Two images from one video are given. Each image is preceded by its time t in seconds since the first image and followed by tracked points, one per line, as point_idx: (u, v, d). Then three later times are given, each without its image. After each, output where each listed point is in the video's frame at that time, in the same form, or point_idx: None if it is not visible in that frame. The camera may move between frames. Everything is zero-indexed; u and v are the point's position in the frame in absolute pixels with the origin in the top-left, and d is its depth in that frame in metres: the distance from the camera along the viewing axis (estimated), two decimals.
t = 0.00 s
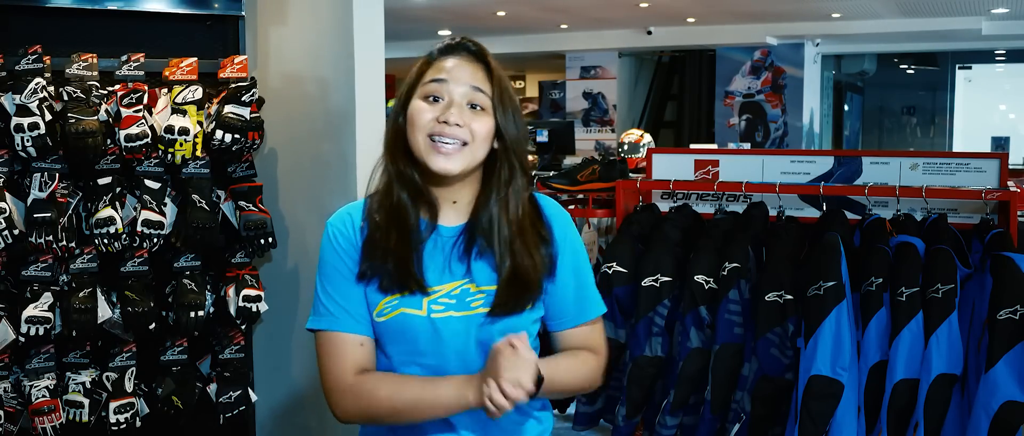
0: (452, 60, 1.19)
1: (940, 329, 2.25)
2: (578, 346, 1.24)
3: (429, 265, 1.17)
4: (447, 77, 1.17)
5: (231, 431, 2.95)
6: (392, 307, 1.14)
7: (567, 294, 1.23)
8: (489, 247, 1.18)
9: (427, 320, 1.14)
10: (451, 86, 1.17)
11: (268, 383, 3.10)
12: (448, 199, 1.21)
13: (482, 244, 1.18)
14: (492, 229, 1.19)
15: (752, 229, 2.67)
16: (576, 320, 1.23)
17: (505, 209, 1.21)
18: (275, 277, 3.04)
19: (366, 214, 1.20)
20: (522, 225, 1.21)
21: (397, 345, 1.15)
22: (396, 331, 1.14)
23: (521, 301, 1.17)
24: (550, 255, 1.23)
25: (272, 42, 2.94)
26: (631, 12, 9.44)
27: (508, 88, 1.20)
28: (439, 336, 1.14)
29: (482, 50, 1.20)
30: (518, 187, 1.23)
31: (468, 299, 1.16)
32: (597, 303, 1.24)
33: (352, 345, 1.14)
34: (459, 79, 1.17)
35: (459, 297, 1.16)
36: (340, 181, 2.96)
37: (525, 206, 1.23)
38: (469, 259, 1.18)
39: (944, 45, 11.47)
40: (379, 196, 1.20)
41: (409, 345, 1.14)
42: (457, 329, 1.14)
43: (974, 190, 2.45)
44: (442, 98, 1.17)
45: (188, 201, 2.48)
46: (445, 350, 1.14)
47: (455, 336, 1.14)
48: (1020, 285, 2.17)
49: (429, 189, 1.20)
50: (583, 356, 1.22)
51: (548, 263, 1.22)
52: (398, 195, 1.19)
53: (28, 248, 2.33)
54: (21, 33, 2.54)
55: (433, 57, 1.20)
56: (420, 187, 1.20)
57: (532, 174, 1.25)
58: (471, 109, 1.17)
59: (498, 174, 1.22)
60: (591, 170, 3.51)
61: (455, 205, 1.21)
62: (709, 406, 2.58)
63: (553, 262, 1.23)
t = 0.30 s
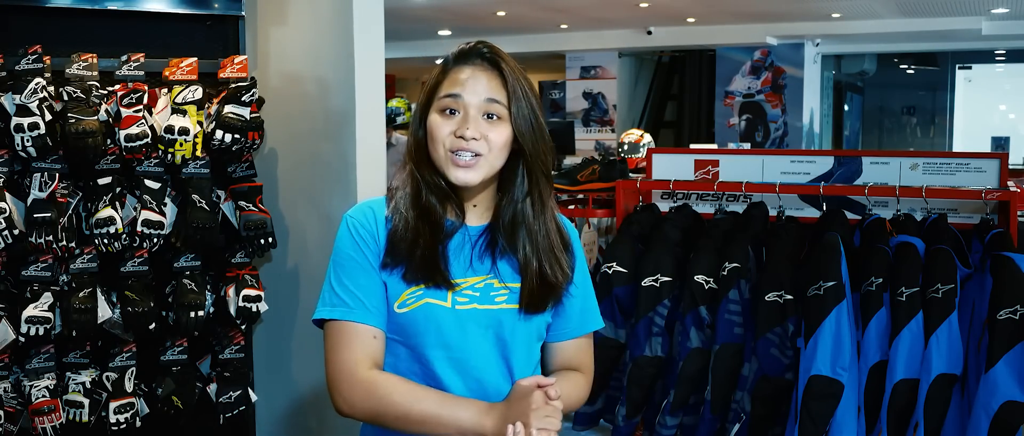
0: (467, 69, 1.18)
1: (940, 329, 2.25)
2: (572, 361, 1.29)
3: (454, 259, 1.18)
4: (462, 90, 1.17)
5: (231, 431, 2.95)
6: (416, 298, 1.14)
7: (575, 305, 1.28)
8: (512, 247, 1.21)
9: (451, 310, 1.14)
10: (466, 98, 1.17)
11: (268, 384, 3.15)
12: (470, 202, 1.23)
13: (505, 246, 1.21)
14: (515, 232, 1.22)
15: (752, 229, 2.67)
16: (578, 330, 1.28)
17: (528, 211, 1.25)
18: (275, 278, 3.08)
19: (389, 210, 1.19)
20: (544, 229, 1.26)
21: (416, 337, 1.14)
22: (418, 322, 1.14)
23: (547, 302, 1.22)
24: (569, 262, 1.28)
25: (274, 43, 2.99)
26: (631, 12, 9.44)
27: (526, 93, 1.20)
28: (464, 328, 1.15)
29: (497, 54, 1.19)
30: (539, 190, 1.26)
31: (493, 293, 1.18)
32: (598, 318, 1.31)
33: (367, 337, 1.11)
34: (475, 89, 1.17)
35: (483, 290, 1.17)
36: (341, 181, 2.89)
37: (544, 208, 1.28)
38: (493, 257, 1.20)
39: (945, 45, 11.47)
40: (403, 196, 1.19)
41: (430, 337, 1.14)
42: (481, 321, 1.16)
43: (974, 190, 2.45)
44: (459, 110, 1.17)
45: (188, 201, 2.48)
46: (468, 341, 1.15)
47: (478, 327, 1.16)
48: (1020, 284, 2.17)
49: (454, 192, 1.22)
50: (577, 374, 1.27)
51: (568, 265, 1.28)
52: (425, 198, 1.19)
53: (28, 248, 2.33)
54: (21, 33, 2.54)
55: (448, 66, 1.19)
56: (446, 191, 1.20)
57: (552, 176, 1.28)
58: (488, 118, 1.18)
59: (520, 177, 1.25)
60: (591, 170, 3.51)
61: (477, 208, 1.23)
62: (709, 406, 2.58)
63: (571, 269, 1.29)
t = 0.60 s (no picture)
0: (469, 65, 1.19)
1: (940, 329, 2.25)
2: (572, 360, 1.29)
3: (454, 259, 1.18)
4: (464, 85, 1.18)
5: (231, 430, 2.95)
6: (416, 298, 1.14)
7: (577, 305, 1.28)
8: (512, 247, 1.21)
9: (451, 311, 1.14)
10: (469, 93, 1.18)
11: (268, 384, 3.15)
12: (471, 200, 1.24)
13: (506, 245, 1.21)
14: (516, 232, 1.22)
15: (752, 229, 2.67)
16: (579, 330, 1.28)
17: (528, 208, 1.25)
18: (275, 278, 3.08)
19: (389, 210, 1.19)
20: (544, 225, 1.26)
21: (415, 337, 1.14)
22: (418, 322, 1.13)
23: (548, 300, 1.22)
24: (571, 262, 1.28)
25: (273, 43, 3.00)
26: (631, 12, 9.43)
27: (527, 90, 1.21)
28: (465, 328, 1.14)
29: (498, 51, 1.20)
30: (539, 186, 1.27)
31: (493, 294, 1.18)
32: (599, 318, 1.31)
33: (363, 338, 1.11)
34: (476, 84, 1.18)
35: (482, 290, 1.17)
36: (340, 182, 2.89)
37: (546, 204, 1.28)
38: (493, 257, 1.20)
39: (945, 45, 11.47)
40: (404, 194, 1.20)
41: (430, 337, 1.14)
42: (481, 321, 1.16)
43: (974, 190, 2.45)
44: (461, 105, 1.18)
45: (188, 201, 2.48)
46: (468, 341, 1.15)
47: (478, 328, 1.16)
48: (1020, 284, 2.17)
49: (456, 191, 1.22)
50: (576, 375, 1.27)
51: (570, 265, 1.28)
52: (425, 194, 1.19)
53: (28, 248, 2.33)
54: (21, 33, 2.54)
55: (449, 62, 1.20)
56: (448, 189, 1.21)
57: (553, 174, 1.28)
58: (490, 112, 1.18)
59: (520, 174, 1.26)
60: (591, 170, 3.51)
61: (478, 206, 1.24)
62: (709, 406, 2.58)
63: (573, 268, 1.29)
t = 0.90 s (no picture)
0: (474, 62, 1.21)
1: (940, 329, 2.25)
2: (578, 355, 1.29)
3: (449, 262, 1.19)
4: (470, 78, 1.19)
5: (231, 430, 2.95)
6: (408, 302, 1.14)
7: (578, 306, 1.28)
8: (509, 248, 1.22)
9: (442, 315, 1.14)
10: (475, 86, 1.19)
11: (268, 383, 3.13)
12: (471, 200, 1.24)
13: (502, 247, 1.21)
14: (515, 232, 1.22)
15: (752, 229, 2.67)
16: (585, 329, 1.29)
17: (529, 209, 1.25)
18: (275, 278, 3.06)
19: (386, 212, 1.20)
20: (545, 225, 1.26)
21: (406, 340, 1.15)
22: (410, 325, 1.14)
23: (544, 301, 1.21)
24: (572, 264, 1.29)
25: (272, 42, 2.97)
26: (630, 12, 9.43)
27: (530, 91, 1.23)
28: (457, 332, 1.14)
29: (502, 53, 1.23)
30: (540, 187, 1.27)
31: (486, 298, 1.18)
32: (602, 317, 1.30)
33: (335, 341, 1.14)
34: (482, 78, 1.19)
35: (476, 294, 1.17)
36: (341, 182, 2.91)
37: (547, 206, 1.29)
38: (489, 258, 1.21)
39: (945, 45, 11.47)
40: (402, 193, 1.21)
41: (421, 341, 1.14)
42: (473, 325, 1.15)
43: (974, 190, 2.45)
44: (468, 97, 1.18)
45: (188, 201, 2.48)
46: (459, 345, 1.15)
47: (472, 332, 1.15)
48: (1020, 284, 2.17)
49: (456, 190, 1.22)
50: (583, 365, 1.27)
51: (572, 267, 1.28)
52: (424, 191, 1.20)
53: (28, 248, 2.33)
54: (21, 33, 2.54)
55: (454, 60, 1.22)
56: (449, 187, 1.22)
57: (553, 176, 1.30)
58: (496, 105, 1.19)
59: (523, 175, 1.26)
60: (591, 170, 3.51)
61: (477, 207, 1.24)
62: (709, 406, 2.58)
63: (574, 271, 1.29)
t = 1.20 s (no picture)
0: (469, 59, 1.22)
1: (940, 329, 2.25)
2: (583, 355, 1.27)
3: (445, 255, 1.20)
4: (465, 77, 1.20)
5: (231, 430, 2.95)
6: (404, 295, 1.15)
7: (580, 301, 1.27)
8: (505, 241, 1.22)
9: (439, 307, 1.15)
10: (469, 85, 1.20)
11: (268, 383, 3.13)
12: (468, 196, 1.25)
13: (498, 239, 1.21)
14: (510, 228, 1.22)
15: (752, 229, 2.67)
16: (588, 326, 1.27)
17: (525, 203, 1.26)
18: (276, 277, 3.07)
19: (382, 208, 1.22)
20: (542, 220, 1.27)
21: (403, 334, 1.15)
22: (406, 318, 1.15)
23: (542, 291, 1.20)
24: (570, 260, 1.27)
25: (273, 42, 2.98)
26: (630, 12, 9.43)
27: (526, 87, 1.24)
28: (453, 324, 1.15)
29: (499, 49, 1.24)
30: (536, 181, 1.27)
31: (483, 289, 1.18)
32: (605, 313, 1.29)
33: (321, 336, 1.20)
34: (475, 77, 1.20)
35: (473, 286, 1.18)
36: (341, 183, 2.90)
37: (545, 201, 1.29)
38: (486, 251, 1.21)
39: (945, 45, 11.47)
40: (399, 189, 1.22)
41: (419, 334, 1.14)
42: (470, 318, 1.16)
43: (974, 190, 2.45)
44: (462, 96, 1.20)
45: (188, 201, 2.48)
46: (455, 338, 1.15)
47: (469, 325, 1.15)
48: (1020, 284, 2.18)
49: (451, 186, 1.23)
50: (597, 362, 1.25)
51: (570, 263, 1.27)
52: (419, 188, 1.22)
53: (28, 248, 2.33)
54: (21, 33, 2.54)
55: (450, 57, 1.23)
56: (444, 182, 1.23)
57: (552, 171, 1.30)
58: (490, 105, 1.21)
59: (521, 169, 1.26)
60: (591, 170, 3.51)
61: (474, 202, 1.25)
62: (709, 406, 2.58)
63: (573, 266, 1.28)
